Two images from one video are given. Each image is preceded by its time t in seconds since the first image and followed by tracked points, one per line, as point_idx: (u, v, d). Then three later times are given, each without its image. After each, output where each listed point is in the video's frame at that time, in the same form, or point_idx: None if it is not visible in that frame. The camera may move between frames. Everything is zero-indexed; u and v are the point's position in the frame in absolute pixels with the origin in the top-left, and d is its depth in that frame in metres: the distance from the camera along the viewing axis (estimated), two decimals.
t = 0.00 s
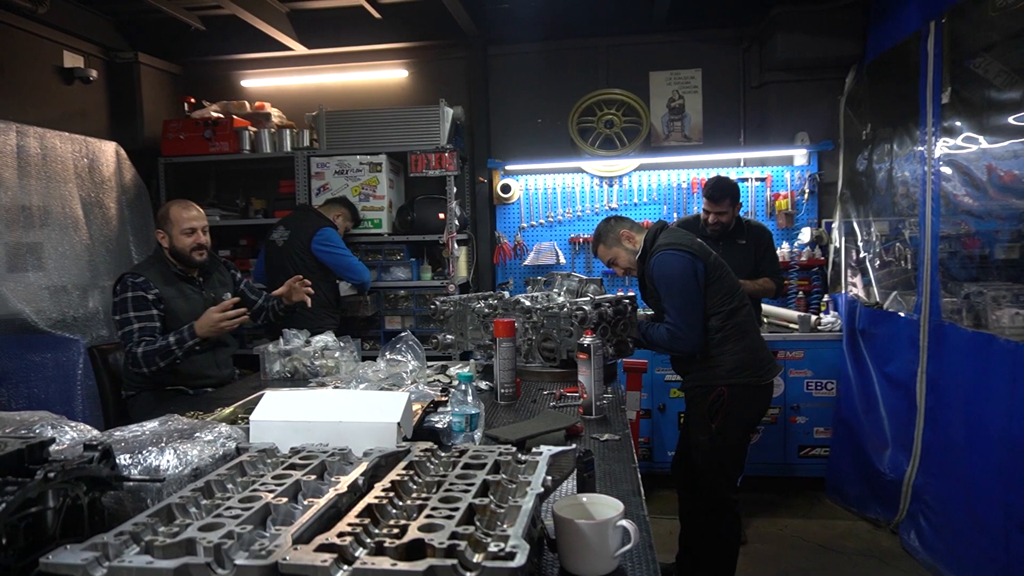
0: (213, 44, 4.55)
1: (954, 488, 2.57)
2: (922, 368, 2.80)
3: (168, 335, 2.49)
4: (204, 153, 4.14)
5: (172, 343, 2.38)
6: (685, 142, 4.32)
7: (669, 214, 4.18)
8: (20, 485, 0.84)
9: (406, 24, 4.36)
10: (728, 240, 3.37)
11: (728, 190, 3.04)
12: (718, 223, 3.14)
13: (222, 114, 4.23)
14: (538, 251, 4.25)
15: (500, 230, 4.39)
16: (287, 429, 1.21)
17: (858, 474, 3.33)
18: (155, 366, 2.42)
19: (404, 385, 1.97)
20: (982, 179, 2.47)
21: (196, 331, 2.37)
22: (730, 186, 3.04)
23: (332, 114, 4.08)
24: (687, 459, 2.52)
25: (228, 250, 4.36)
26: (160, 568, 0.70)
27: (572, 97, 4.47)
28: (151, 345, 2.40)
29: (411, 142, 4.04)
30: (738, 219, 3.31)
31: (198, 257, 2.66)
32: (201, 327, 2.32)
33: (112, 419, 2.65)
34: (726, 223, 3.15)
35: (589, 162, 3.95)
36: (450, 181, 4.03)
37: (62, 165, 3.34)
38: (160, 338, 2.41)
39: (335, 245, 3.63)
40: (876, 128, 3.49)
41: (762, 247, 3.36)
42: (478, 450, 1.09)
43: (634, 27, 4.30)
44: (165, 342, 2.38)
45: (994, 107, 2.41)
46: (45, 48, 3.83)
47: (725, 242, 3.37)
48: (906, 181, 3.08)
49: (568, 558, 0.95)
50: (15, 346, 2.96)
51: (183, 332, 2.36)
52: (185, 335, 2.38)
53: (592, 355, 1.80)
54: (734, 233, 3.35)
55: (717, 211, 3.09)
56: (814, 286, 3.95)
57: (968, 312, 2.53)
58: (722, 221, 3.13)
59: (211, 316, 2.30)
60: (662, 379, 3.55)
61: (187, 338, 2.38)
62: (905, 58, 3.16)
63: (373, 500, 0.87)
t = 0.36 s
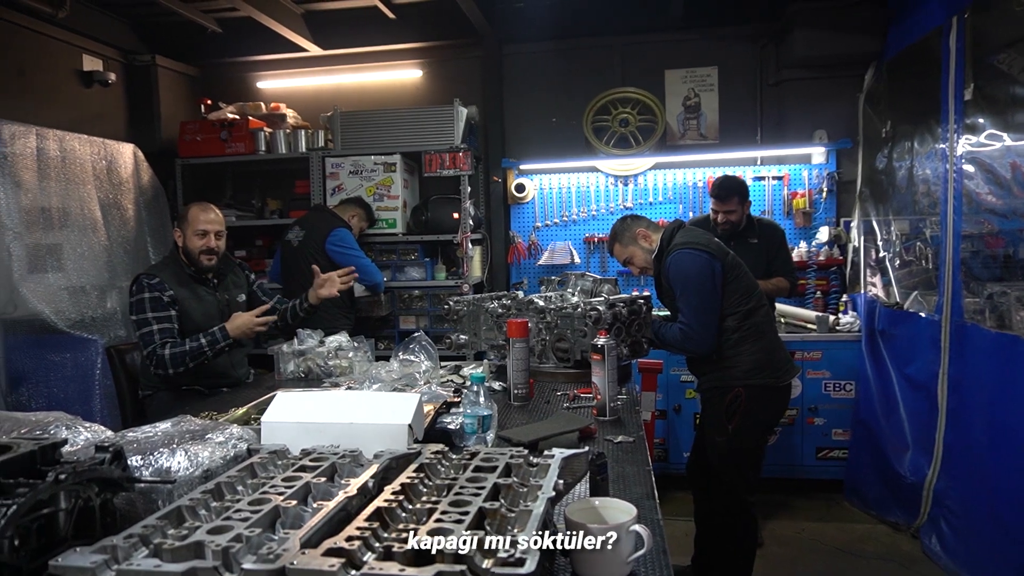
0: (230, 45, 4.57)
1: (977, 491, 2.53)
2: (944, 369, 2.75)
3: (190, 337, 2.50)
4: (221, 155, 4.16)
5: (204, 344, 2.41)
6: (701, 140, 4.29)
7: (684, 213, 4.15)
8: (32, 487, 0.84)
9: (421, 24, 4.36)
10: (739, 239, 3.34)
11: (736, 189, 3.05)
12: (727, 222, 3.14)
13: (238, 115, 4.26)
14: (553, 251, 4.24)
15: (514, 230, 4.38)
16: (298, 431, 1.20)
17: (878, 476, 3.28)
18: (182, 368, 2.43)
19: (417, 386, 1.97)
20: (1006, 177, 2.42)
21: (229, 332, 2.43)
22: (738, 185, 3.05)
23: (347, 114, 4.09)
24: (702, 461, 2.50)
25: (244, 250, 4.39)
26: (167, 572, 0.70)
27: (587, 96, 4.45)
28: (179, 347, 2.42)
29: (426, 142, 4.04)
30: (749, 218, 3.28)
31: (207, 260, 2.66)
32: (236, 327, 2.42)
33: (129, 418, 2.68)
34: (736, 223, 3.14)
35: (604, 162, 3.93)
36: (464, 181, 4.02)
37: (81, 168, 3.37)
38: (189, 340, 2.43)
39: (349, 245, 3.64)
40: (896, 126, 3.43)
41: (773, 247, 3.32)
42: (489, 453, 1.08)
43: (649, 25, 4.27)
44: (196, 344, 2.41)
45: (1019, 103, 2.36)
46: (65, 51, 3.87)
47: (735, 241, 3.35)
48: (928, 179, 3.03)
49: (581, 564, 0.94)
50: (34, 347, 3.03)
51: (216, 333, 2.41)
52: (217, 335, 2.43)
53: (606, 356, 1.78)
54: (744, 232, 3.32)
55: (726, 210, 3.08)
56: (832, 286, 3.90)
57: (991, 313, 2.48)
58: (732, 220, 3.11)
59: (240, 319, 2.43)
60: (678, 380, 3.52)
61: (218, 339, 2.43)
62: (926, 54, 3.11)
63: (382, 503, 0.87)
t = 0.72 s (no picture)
0: (243, 46, 4.60)
1: (993, 495, 2.49)
2: (959, 371, 2.72)
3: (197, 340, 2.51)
4: (234, 155, 4.19)
5: (211, 349, 2.42)
6: (713, 140, 4.26)
7: (696, 213, 4.13)
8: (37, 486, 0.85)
9: (432, 24, 4.37)
10: (743, 242, 3.32)
11: (739, 188, 3.01)
12: (731, 222, 3.09)
13: (251, 116, 4.29)
14: (563, 251, 4.23)
15: (525, 230, 4.38)
16: (302, 432, 1.20)
17: (892, 479, 3.25)
18: (188, 370, 2.45)
19: (425, 386, 1.97)
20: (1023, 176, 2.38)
21: (236, 340, 2.43)
22: (742, 185, 3.03)
23: (359, 115, 4.11)
24: (712, 462, 2.49)
25: (257, 250, 4.41)
26: (168, 572, 0.71)
27: (599, 95, 4.44)
28: (186, 351, 2.43)
29: (437, 142, 4.05)
30: (752, 220, 3.27)
31: (219, 262, 2.68)
32: (244, 335, 2.42)
33: (141, 416, 2.70)
34: (740, 223, 3.11)
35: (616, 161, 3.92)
36: (475, 180, 4.03)
37: (97, 168, 3.41)
38: (195, 345, 2.45)
39: (360, 245, 3.65)
40: (911, 124, 3.40)
41: (778, 248, 3.30)
42: (492, 455, 1.08)
43: (661, 24, 4.25)
44: (202, 349, 2.42)
45: None
46: (81, 53, 3.92)
47: (740, 245, 3.33)
48: (943, 178, 3.00)
49: (583, 567, 0.93)
50: (48, 345, 3.06)
51: (223, 340, 2.41)
52: (223, 342, 2.42)
53: (612, 357, 1.78)
54: (748, 234, 3.30)
55: (730, 209, 3.04)
56: (846, 287, 3.87)
57: (1008, 314, 2.44)
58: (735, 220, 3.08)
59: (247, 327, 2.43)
60: (688, 381, 3.50)
61: (225, 345, 2.42)
62: (942, 51, 3.07)
63: (383, 505, 0.87)
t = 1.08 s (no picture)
0: (244, 42, 4.60)
1: (992, 491, 2.49)
2: (959, 368, 2.71)
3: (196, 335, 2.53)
4: (234, 150, 4.19)
5: (206, 345, 2.42)
6: (714, 136, 4.25)
7: (697, 209, 4.13)
8: (31, 479, 0.85)
9: (433, 19, 4.36)
10: (740, 236, 3.31)
11: (735, 180, 3.04)
12: (727, 215, 3.11)
13: (252, 111, 4.29)
14: (564, 247, 4.23)
15: (526, 226, 4.38)
16: (298, 426, 1.21)
17: (891, 475, 3.24)
18: (184, 366, 2.46)
19: (422, 381, 1.98)
20: None
21: (231, 335, 2.42)
22: (738, 178, 3.05)
23: (359, 111, 4.10)
24: (710, 458, 2.49)
25: (258, 246, 4.42)
26: (158, 565, 0.71)
27: (599, 91, 4.43)
28: (183, 346, 2.45)
29: (437, 138, 4.05)
30: (748, 214, 3.26)
31: (219, 257, 2.69)
32: (240, 331, 2.39)
33: (141, 411, 2.71)
34: (737, 216, 3.11)
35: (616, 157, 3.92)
36: (476, 176, 4.03)
37: (97, 164, 3.41)
38: (192, 341, 2.46)
39: (361, 241, 3.65)
40: (913, 120, 3.39)
41: (775, 242, 3.30)
42: (485, 449, 1.08)
43: (662, 19, 4.24)
44: (198, 345, 2.42)
45: None
46: (82, 48, 3.92)
47: (736, 238, 3.32)
48: (945, 174, 2.98)
49: (574, 561, 0.94)
50: (49, 341, 3.07)
51: (218, 336, 2.41)
52: (218, 338, 2.43)
53: (610, 353, 1.78)
54: (744, 229, 3.30)
55: (726, 202, 3.06)
56: (847, 283, 3.86)
57: (1009, 311, 2.44)
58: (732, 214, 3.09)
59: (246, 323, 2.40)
60: (688, 377, 3.51)
61: (220, 341, 2.43)
62: (945, 47, 3.06)
63: (374, 498, 0.87)
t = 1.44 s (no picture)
0: (236, 38, 4.59)
1: (981, 484, 2.51)
2: (948, 363, 2.73)
3: (187, 331, 2.55)
4: (226, 147, 4.18)
5: (192, 341, 2.46)
6: (707, 132, 4.26)
7: (689, 205, 4.13)
8: (21, 475, 0.86)
9: (425, 15, 4.36)
10: (731, 232, 3.32)
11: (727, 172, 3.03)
12: (718, 208, 3.10)
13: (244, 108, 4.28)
14: (557, 244, 4.24)
15: (519, 222, 4.38)
16: (289, 422, 1.21)
17: (882, 469, 3.27)
18: (173, 362, 2.48)
19: (414, 378, 1.99)
20: (1013, 169, 2.40)
21: (215, 330, 2.46)
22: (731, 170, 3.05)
23: (352, 107, 4.10)
24: (702, 453, 2.50)
25: (250, 243, 4.41)
26: (147, 559, 0.72)
27: (592, 88, 4.44)
28: (171, 342, 2.46)
29: (430, 135, 4.05)
30: (739, 210, 3.27)
31: (210, 251, 2.70)
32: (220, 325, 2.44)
33: (133, 409, 2.71)
34: (727, 208, 3.12)
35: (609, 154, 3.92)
36: (468, 173, 4.03)
37: (88, 161, 3.40)
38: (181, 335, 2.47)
39: (354, 239, 3.64)
40: (903, 117, 3.40)
41: (766, 237, 3.32)
42: (475, 444, 1.09)
43: (654, 16, 4.25)
44: (184, 340, 2.45)
45: None
46: (72, 45, 3.90)
47: (727, 233, 3.33)
48: (935, 170, 3.00)
49: (563, 555, 0.94)
50: (41, 339, 3.05)
51: (202, 331, 2.44)
52: (203, 333, 2.46)
53: (600, 348, 1.80)
54: (736, 224, 3.31)
55: (718, 192, 3.05)
56: (838, 279, 3.88)
57: (997, 306, 2.46)
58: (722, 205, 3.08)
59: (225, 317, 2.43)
60: (680, 372, 3.52)
61: (205, 336, 2.46)
62: (935, 44, 3.07)
63: (364, 493, 0.88)
